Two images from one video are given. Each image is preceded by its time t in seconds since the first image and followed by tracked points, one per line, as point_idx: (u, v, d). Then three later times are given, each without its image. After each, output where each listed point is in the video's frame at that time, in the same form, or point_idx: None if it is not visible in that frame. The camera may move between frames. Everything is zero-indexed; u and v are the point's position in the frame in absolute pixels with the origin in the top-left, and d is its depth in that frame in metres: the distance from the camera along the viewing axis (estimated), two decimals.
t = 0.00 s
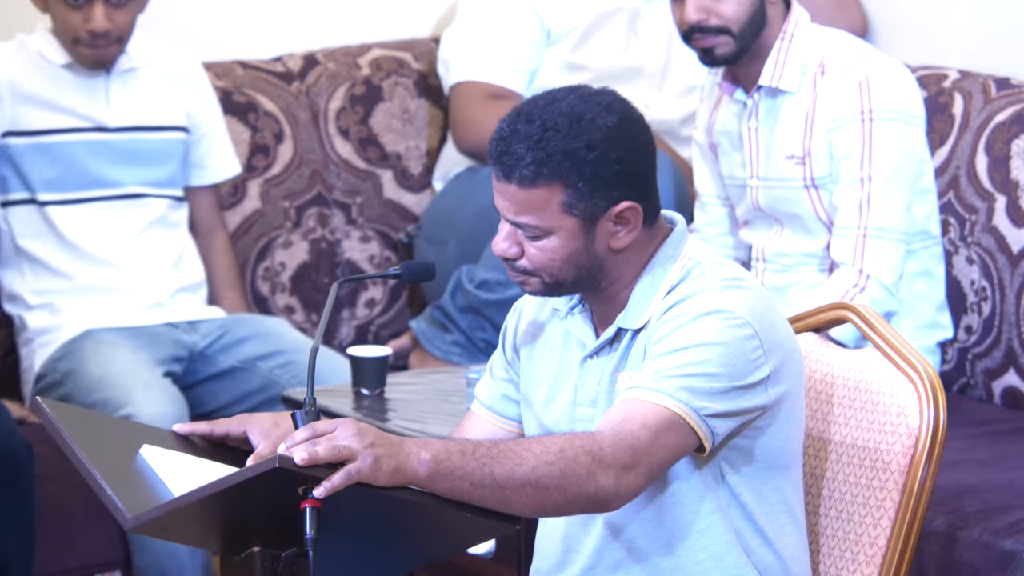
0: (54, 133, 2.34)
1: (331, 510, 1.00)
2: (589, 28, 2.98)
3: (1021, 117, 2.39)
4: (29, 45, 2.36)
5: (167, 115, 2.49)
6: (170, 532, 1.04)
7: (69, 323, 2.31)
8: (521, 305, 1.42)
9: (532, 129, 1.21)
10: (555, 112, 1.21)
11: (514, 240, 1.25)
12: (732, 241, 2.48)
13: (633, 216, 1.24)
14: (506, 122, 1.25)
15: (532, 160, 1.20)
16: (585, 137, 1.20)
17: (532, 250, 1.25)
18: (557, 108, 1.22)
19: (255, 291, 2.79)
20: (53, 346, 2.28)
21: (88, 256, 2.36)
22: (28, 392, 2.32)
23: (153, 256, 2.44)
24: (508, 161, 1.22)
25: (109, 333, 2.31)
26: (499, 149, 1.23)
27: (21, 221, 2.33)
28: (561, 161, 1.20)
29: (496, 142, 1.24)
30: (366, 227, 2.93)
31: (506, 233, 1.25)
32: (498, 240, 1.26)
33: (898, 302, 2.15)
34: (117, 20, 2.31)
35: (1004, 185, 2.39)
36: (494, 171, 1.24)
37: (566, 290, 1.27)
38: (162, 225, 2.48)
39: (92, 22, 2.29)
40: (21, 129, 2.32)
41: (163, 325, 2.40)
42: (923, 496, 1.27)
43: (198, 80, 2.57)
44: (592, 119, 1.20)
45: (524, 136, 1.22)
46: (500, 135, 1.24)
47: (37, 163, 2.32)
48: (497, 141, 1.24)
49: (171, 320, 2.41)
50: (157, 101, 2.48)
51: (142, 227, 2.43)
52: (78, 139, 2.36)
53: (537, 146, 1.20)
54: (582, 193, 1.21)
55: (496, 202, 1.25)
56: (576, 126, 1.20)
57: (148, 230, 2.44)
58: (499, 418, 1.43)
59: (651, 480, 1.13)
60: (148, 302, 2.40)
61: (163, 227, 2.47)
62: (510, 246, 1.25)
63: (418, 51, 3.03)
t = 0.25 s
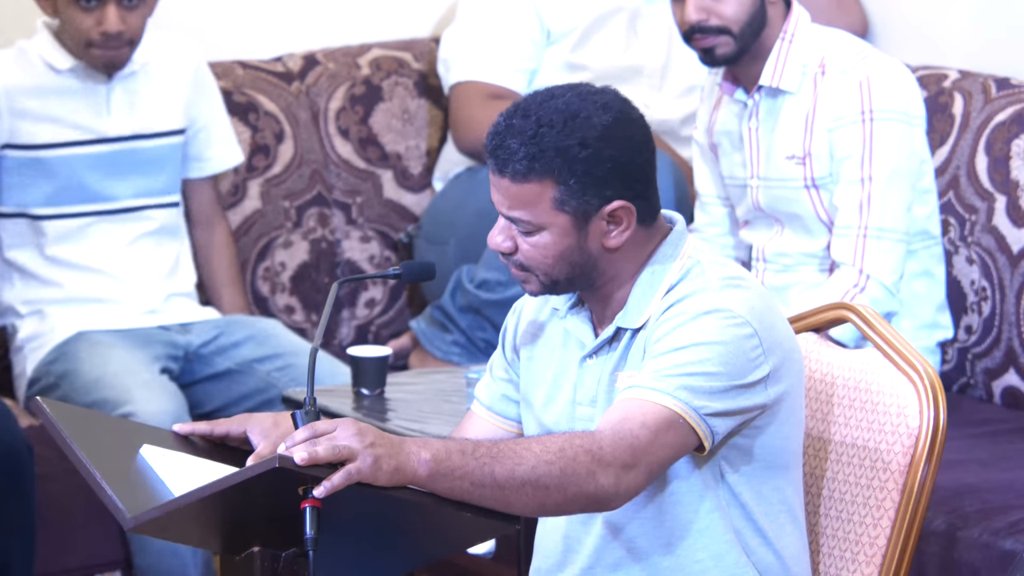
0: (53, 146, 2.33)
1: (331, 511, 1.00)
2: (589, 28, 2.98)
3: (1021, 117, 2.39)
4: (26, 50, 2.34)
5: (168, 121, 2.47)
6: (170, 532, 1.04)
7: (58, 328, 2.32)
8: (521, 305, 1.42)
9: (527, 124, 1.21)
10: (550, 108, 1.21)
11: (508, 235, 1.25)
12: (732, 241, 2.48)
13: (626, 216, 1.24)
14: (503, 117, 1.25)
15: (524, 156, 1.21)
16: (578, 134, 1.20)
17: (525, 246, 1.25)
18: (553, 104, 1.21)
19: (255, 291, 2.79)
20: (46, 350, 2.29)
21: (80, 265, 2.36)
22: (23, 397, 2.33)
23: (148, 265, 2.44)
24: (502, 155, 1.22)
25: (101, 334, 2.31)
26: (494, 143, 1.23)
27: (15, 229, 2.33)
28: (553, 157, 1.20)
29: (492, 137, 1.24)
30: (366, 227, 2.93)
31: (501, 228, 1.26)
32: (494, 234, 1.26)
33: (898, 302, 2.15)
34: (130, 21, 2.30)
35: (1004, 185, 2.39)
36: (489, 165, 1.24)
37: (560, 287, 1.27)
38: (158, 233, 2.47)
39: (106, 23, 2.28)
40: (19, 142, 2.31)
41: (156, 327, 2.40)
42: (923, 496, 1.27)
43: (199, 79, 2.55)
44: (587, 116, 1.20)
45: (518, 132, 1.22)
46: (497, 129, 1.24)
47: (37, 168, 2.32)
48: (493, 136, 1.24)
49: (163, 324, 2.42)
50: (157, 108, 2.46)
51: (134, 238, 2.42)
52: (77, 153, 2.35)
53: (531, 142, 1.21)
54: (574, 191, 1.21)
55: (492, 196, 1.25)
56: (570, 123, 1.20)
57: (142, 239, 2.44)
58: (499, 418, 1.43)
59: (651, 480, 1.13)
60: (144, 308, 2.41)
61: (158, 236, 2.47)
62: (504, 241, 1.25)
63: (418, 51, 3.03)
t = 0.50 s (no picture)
0: (44, 150, 2.32)
1: (331, 511, 1.00)
2: (589, 28, 2.98)
3: (1021, 117, 2.39)
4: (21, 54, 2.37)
5: (161, 125, 2.48)
6: (170, 533, 1.04)
7: (58, 330, 2.32)
8: (521, 304, 1.43)
9: (528, 130, 1.21)
10: (552, 113, 1.21)
11: (510, 239, 1.25)
12: (732, 241, 2.48)
13: (628, 219, 1.24)
14: (503, 122, 1.25)
15: (527, 161, 1.20)
16: (580, 139, 1.20)
17: (527, 250, 1.25)
18: (554, 109, 1.21)
19: (255, 291, 2.79)
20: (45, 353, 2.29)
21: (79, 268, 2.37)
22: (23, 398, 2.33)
23: (147, 266, 2.45)
24: (504, 160, 1.22)
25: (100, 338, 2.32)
26: (495, 149, 1.23)
27: (14, 233, 2.33)
28: (556, 162, 1.20)
29: (493, 142, 1.24)
30: (366, 227, 2.93)
31: (502, 232, 1.25)
32: (494, 238, 1.26)
33: (898, 302, 2.15)
34: None
35: (1004, 185, 2.39)
36: (490, 170, 1.24)
37: (562, 291, 1.27)
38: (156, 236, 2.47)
39: None
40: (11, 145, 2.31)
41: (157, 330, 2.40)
42: (923, 496, 1.27)
43: (194, 85, 2.56)
44: (588, 121, 1.20)
45: (520, 136, 1.21)
46: (497, 134, 1.24)
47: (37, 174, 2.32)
48: (494, 141, 1.24)
49: (166, 325, 2.42)
50: (149, 112, 2.47)
51: (132, 240, 2.42)
52: (71, 156, 2.35)
53: (533, 147, 1.20)
54: (577, 195, 1.21)
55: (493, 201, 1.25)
56: (572, 128, 1.20)
57: (140, 241, 2.44)
58: (499, 417, 1.43)
59: (651, 480, 1.13)
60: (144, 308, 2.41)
61: (157, 238, 2.47)
62: (506, 245, 1.25)
63: (418, 51, 3.03)
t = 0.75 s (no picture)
0: (34, 154, 2.33)
1: (331, 512, 1.00)
2: (589, 28, 2.98)
3: (1021, 117, 2.39)
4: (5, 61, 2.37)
5: (151, 125, 2.49)
6: (170, 533, 1.04)
7: (60, 328, 2.32)
8: (522, 305, 1.43)
9: (529, 138, 1.21)
10: (552, 120, 1.21)
11: (512, 246, 1.25)
12: (731, 241, 2.48)
13: (631, 224, 1.24)
14: (504, 129, 1.24)
15: (528, 169, 1.20)
16: (581, 146, 1.19)
17: (529, 257, 1.25)
18: (554, 116, 1.21)
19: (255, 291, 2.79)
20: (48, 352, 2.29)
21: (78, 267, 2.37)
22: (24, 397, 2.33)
23: (146, 263, 2.45)
24: (505, 169, 1.21)
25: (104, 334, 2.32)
26: (496, 157, 1.23)
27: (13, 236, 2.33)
28: (558, 170, 1.19)
29: (494, 150, 1.24)
30: (366, 227, 2.93)
31: (504, 239, 1.26)
32: (497, 244, 1.26)
33: (898, 302, 2.15)
34: None
35: (1004, 185, 2.39)
36: (491, 178, 1.24)
37: (565, 295, 1.27)
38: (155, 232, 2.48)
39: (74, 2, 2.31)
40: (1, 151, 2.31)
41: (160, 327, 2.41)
42: (923, 496, 1.27)
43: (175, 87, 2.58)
44: (589, 128, 1.20)
45: (520, 145, 1.21)
46: (498, 142, 1.24)
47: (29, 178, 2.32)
48: (495, 149, 1.23)
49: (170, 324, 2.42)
50: (138, 112, 2.48)
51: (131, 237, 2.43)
52: (63, 158, 2.36)
53: (534, 155, 1.20)
54: (579, 203, 1.20)
55: (494, 208, 1.25)
56: (573, 135, 1.20)
57: (139, 239, 2.45)
58: (500, 417, 1.43)
59: (652, 483, 1.13)
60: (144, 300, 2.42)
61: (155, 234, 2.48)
62: (508, 252, 1.25)
63: (418, 51, 3.03)
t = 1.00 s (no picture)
0: (32, 146, 2.31)
1: (331, 511, 1.00)
2: (589, 28, 2.98)
3: (1021, 117, 2.39)
4: None
5: (145, 121, 2.49)
6: (170, 533, 1.04)
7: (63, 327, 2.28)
8: (524, 304, 1.43)
9: (536, 127, 1.21)
10: (561, 111, 1.21)
11: (516, 237, 1.25)
12: (731, 241, 2.48)
13: (636, 218, 1.24)
14: (512, 119, 1.25)
15: (535, 158, 1.20)
16: (589, 137, 1.20)
17: (534, 248, 1.25)
18: (562, 107, 1.21)
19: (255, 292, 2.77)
20: (49, 353, 2.27)
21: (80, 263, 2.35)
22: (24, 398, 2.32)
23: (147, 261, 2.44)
24: (512, 157, 1.22)
25: (106, 338, 2.31)
26: (503, 146, 1.23)
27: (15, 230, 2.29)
28: (565, 160, 1.19)
29: (501, 138, 1.24)
30: (366, 227, 2.93)
31: (509, 230, 1.26)
32: (501, 236, 1.26)
33: (898, 303, 2.16)
34: None
35: (1004, 185, 2.39)
36: (497, 166, 1.24)
37: (568, 290, 1.27)
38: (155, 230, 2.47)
39: None
40: None
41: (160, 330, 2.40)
42: (923, 496, 1.27)
43: (176, 91, 2.59)
44: (597, 119, 1.20)
45: (528, 133, 1.21)
46: (505, 132, 1.24)
47: (27, 171, 2.30)
48: (502, 138, 1.23)
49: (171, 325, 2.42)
50: (133, 108, 2.48)
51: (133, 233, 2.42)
52: (59, 149, 2.34)
53: (541, 144, 1.20)
54: (585, 193, 1.21)
55: (499, 198, 1.25)
56: (581, 126, 1.20)
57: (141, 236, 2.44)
58: (501, 416, 1.43)
59: (651, 481, 1.13)
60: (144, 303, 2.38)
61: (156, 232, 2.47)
62: (512, 243, 1.25)
63: (418, 51, 3.03)
